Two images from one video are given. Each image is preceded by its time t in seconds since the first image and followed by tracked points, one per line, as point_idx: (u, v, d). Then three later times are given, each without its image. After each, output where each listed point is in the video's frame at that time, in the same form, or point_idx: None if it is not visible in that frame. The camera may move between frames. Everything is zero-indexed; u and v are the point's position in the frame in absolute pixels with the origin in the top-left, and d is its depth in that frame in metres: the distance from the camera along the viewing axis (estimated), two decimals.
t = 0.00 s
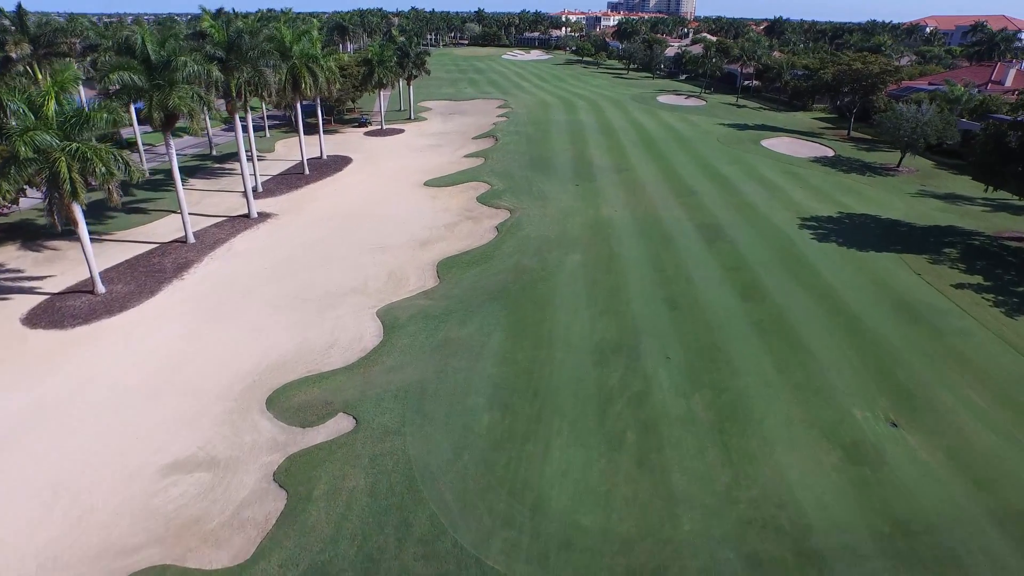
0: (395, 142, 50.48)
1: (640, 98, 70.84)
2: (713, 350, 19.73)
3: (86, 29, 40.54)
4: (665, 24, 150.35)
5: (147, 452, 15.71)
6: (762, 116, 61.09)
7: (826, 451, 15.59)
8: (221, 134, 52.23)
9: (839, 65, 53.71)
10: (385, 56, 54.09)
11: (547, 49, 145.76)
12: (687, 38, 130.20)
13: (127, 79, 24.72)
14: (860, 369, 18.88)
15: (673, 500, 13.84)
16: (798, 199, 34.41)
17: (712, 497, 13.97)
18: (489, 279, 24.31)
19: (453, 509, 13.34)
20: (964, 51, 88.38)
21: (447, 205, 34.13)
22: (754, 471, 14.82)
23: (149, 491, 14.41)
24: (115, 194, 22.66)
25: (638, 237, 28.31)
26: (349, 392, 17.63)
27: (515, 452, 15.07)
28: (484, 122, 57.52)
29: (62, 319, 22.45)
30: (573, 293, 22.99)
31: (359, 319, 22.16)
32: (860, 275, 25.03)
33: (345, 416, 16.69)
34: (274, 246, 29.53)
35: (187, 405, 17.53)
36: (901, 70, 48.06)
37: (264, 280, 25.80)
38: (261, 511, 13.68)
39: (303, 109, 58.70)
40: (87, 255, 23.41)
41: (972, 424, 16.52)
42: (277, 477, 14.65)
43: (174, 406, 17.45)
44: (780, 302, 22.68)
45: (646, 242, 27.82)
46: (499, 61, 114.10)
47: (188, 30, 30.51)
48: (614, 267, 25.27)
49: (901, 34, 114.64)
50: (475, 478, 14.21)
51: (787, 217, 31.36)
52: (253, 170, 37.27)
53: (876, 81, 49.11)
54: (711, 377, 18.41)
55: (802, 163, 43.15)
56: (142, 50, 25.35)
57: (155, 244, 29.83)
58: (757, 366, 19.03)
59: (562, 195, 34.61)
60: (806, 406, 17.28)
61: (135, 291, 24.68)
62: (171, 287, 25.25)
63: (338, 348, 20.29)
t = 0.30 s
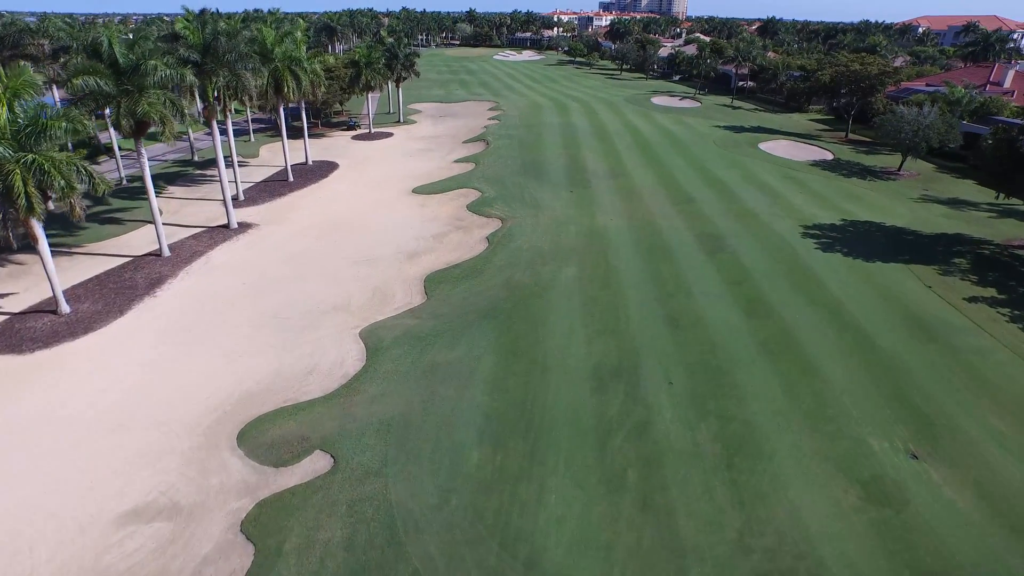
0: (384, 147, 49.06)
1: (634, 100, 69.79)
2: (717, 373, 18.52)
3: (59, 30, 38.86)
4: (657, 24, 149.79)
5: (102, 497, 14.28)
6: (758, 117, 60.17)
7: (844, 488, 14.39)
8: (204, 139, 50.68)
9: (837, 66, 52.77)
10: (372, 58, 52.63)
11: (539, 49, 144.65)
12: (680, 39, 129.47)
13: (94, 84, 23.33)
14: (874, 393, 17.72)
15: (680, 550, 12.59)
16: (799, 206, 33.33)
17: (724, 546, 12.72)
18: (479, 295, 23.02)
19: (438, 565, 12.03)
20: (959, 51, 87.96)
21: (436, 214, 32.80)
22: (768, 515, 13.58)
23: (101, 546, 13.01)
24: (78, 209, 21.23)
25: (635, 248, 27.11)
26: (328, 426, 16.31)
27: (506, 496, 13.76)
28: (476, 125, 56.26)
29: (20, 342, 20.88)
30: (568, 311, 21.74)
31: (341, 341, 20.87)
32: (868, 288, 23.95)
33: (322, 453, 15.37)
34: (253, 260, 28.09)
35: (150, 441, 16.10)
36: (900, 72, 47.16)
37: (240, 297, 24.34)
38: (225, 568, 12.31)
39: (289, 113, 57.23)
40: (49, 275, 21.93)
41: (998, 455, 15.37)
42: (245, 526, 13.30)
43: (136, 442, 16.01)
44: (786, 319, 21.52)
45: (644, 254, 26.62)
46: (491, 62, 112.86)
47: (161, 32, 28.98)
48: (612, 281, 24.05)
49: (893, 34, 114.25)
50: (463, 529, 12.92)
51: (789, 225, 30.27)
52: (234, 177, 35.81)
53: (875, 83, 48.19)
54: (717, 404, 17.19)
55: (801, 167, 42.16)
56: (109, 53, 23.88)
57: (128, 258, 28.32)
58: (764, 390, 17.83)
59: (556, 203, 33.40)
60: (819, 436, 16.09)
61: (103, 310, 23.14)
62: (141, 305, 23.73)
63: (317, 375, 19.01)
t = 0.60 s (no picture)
0: (371, 152, 47.58)
1: (627, 101, 68.72)
2: (723, 400, 17.29)
3: (27, 31, 37.18)
4: (649, 24, 149.08)
5: (47, 554, 12.82)
6: (753, 119, 59.23)
7: (866, 533, 13.18)
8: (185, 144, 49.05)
9: (833, 66, 51.88)
10: (359, 59, 51.14)
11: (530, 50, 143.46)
12: (671, 39, 128.79)
13: (54, 91, 21.56)
14: (891, 422, 16.54)
15: None
16: (800, 213, 32.26)
17: None
18: (468, 314, 21.66)
19: None
20: (951, 52, 87.60)
21: (423, 223, 31.42)
22: (784, 567, 12.34)
23: None
24: (33, 225, 19.77)
25: (632, 260, 25.88)
26: (303, 466, 14.94)
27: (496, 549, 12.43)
28: (466, 128, 54.95)
29: None
30: (561, 332, 20.47)
31: (320, 366, 19.43)
32: (877, 301, 22.82)
33: (295, 499, 13.98)
34: (231, 275, 26.60)
35: (105, 486, 14.63)
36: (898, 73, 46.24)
37: (214, 316, 22.85)
38: None
39: (274, 116, 55.68)
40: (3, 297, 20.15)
41: None
42: None
43: (90, 488, 14.53)
44: (793, 338, 20.31)
45: (642, 266, 25.40)
46: (481, 62, 111.52)
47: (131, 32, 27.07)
48: (608, 296, 22.81)
49: (885, 34, 113.79)
50: None
51: (790, 234, 29.15)
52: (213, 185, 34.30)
53: (873, 84, 47.24)
54: (724, 436, 15.96)
55: (799, 171, 41.16)
56: (69, 57, 22.03)
57: (97, 273, 26.77)
58: (773, 419, 16.62)
59: (548, 211, 32.15)
60: (834, 471, 14.89)
61: (65, 333, 21.56)
62: (107, 326, 22.18)
63: (293, 406, 17.58)
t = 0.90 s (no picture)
0: (358, 157, 46.12)
1: (621, 102, 67.58)
2: (731, 430, 16.05)
3: None
4: (641, 24, 148.28)
5: None
6: (749, 121, 58.18)
7: None
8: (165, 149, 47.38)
9: (831, 67, 50.89)
10: (345, 62, 49.70)
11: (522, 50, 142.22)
12: (664, 40, 128.00)
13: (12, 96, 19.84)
14: (912, 453, 15.34)
15: None
16: (802, 220, 31.16)
17: None
18: (457, 334, 20.33)
19: None
20: (945, 52, 87.14)
21: (411, 234, 30.06)
22: None
23: None
24: None
25: (630, 272, 24.63)
26: (274, 512, 13.56)
27: None
28: (457, 131, 53.56)
29: None
30: (556, 354, 19.18)
31: (297, 394, 18.06)
32: (888, 316, 21.68)
33: (264, 553, 12.59)
34: (207, 290, 25.12)
35: (54, 539, 13.19)
36: (897, 74, 45.33)
37: (186, 337, 21.36)
38: None
39: (258, 120, 54.07)
40: None
41: None
42: None
43: (36, 543, 13.10)
44: (803, 359, 19.11)
45: (640, 280, 24.15)
46: (473, 63, 110.11)
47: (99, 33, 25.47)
48: (607, 313, 21.54)
49: (878, 34, 113.37)
50: None
51: (794, 243, 27.99)
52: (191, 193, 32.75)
53: (872, 85, 46.27)
54: (734, 472, 14.72)
55: (799, 175, 40.10)
56: (26, 61, 20.45)
57: (63, 289, 25.18)
58: (786, 452, 15.38)
59: (541, 219, 30.87)
60: (855, 511, 13.66)
61: (23, 358, 20.01)
62: (70, 350, 20.64)
63: (267, 441, 16.21)
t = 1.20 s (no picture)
0: (345, 161, 44.67)
1: (615, 104, 66.45)
2: (742, 467, 14.80)
3: None
4: (634, 24, 147.71)
5: None
6: (746, 123, 57.15)
7: None
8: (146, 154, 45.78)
9: (829, 68, 49.91)
10: (332, 63, 48.24)
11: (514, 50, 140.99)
12: (658, 40, 127.19)
13: None
14: (938, 489, 14.14)
15: None
16: (804, 228, 30.06)
17: None
18: (446, 357, 18.98)
19: None
20: (940, 53, 86.68)
21: (398, 245, 28.69)
22: None
23: None
24: None
25: (629, 286, 23.38)
26: (240, 569, 12.16)
27: None
28: (447, 134, 52.23)
29: None
30: (552, 381, 17.90)
31: (272, 427, 16.69)
32: (901, 333, 20.55)
33: None
34: (179, 307, 23.62)
35: None
36: (897, 75, 44.41)
37: (153, 361, 19.85)
38: None
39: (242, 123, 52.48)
40: None
41: None
42: None
43: None
44: (814, 383, 17.91)
45: (640, 294, 22.91)
46: (464, 64, 108.71)
47: (63, 35, 23.83)
48: (604, 332, 20.30)
49: (872, 34, 112.93)
50: None
51: (798, 254, 26.86)
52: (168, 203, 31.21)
53: (871, 87, 45.34)
54: (747, 515, 13.47)
55: (799, 180, 39.04)
56: None
57: (25, 307, 23.56)
58: (802, 491, 14.14)
59: (535, 228, 29.59)
60: (880, 560, 12.43)
61: None
62: (26, 376, 19.07)
63: (235, 482, 14.82)
